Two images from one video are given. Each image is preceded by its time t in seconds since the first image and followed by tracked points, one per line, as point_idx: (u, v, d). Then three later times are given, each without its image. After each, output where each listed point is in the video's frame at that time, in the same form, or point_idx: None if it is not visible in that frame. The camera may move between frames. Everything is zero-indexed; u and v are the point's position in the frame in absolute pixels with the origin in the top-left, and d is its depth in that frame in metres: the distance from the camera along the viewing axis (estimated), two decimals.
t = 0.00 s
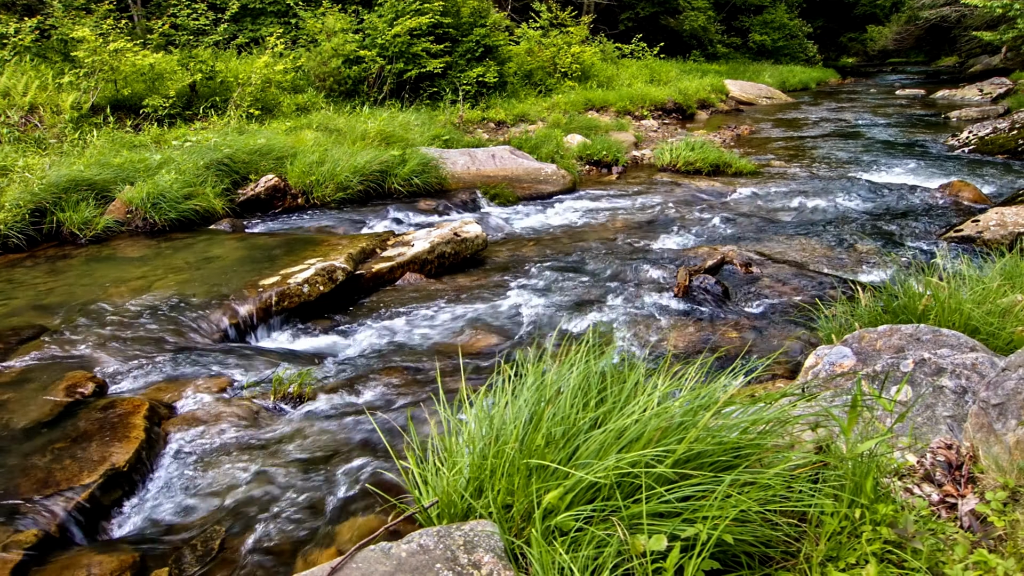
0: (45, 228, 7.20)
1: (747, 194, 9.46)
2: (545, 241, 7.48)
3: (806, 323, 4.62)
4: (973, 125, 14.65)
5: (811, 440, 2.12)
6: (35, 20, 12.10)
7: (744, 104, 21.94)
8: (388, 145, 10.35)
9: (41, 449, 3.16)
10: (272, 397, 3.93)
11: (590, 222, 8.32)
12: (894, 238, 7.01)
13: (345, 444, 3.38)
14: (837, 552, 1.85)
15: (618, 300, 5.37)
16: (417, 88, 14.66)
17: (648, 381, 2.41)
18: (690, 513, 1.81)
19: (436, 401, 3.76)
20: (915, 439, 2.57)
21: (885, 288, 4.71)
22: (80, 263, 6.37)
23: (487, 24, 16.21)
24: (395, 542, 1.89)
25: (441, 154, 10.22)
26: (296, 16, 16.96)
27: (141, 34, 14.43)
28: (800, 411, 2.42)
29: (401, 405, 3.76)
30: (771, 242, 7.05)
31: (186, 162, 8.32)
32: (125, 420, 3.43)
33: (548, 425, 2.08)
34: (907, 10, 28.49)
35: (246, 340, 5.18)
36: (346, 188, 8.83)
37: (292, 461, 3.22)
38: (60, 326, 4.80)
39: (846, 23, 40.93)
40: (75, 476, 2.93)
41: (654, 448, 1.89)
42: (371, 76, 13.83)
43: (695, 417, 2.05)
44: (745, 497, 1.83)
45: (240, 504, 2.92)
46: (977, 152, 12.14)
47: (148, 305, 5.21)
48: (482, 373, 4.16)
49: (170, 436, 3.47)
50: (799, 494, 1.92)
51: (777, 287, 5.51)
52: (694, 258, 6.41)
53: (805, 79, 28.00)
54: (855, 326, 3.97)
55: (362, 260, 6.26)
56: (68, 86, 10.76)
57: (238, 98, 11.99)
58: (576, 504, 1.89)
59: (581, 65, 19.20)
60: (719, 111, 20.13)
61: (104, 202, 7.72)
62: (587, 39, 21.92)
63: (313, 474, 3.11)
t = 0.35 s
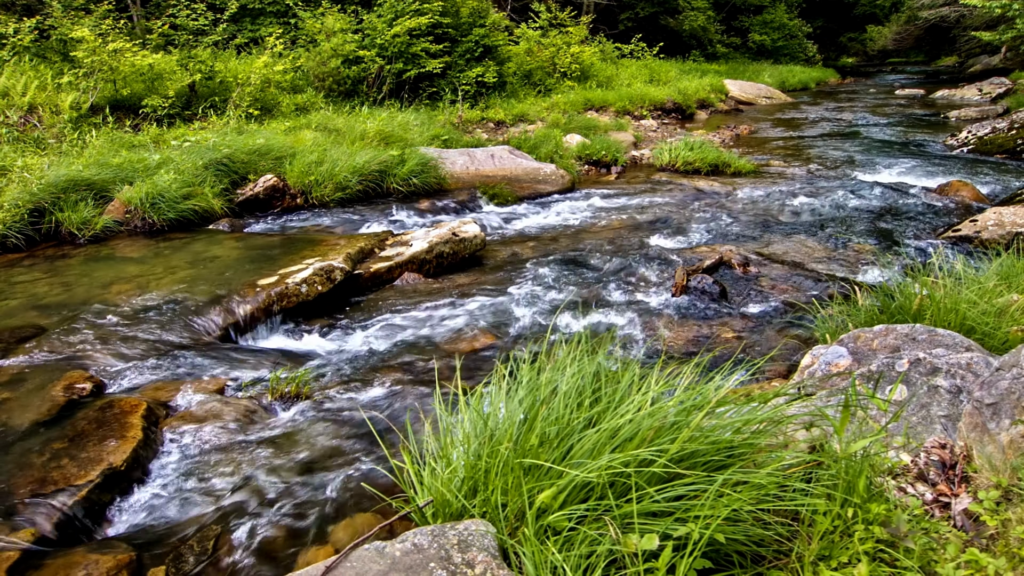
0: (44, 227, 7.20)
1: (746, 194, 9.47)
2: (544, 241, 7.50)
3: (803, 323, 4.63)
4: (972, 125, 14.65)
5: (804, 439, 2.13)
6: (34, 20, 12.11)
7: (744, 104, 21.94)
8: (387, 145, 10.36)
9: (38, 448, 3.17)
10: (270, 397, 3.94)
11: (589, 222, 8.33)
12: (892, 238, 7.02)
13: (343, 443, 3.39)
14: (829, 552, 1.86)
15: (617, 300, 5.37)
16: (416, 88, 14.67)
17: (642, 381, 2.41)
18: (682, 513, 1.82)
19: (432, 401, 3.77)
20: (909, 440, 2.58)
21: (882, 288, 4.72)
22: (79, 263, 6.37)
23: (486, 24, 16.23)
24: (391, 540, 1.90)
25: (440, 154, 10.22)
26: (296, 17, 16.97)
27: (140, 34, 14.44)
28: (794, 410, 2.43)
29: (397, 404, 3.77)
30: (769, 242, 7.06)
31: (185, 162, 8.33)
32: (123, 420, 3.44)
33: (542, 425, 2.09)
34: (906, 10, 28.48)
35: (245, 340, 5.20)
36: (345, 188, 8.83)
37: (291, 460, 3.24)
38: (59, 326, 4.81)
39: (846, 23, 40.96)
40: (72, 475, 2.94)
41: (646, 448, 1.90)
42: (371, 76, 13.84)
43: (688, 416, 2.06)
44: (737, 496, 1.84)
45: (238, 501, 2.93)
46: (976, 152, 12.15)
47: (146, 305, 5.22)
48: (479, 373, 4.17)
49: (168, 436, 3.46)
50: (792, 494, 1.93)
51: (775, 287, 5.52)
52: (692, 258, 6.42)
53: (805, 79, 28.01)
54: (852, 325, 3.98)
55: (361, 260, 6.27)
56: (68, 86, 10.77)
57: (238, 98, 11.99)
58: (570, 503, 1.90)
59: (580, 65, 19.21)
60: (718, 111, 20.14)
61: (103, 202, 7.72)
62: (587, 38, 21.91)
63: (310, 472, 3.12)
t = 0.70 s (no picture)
0: (42, 228, 7.21)
1: (744, 194, 9.48)
2: (542, 241, 7.50)
3: (800, 322, 4.63)
4: (971, 125, 14.65)
5: (797, 439, 2.14)
6: (34, 20, 12.12)
7: (743, 104, 21.94)
8: (386, 145, 10.36)
9: (35, 448, 3.18)
10: (267, 397, 3.94)
11: (587, 222, 8.34)
12: (890, 238, 7.02)
13: (339, 443, 3.39)
14: (821, 550, 1.86)
15: (616, 300, 5.38)
16: (416, 89, 14.68)
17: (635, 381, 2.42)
18: (674, 512, 1.83)
19: (427, 400, 3.77)
20: (904, 439, 2.59)
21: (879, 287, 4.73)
22: (78, 263, 6.38)
23: (486, 24, 16.24)
24: (384, 540, 1.90)
25: (439, 154, 10.23)
26: (295, 17, 16.96)
27: (140, 34, 14.44)
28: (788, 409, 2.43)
29: (393, 404, 3.77)
30: (767, 242, 7.06)
31: (183, 162, 8.33)
32: (121, 419, 3.45)
33: (536, 424, 2.10)
34: (906, 11, 28.50)
35: (243, 340, 5.20)
36: (344, 188, 8.84)
37: (287, 460, 3.24)
38: (57, 326, 4.82)
39: (845, 23, 40.98)
40: (69, 475, 2.95)
41: (639, 447, 1.91)
42: (370, 76, 13.84)
43: (681, 416, 2.07)
44: (729, 495, 1.85)
45: (235, 500, 2.94)
46: (975, 152, 12.16)
47: (144, 305, 5.22)
48: (476, 373, 4.17)
49: (166, 436, 3.47)
50: (784, 494, 1.94)
51: (772, 287, 5.54)
52: (690, 258, 6.42)
53: (805, 79, 28.01)
54: (848, 325, 3.98)
55: (359, 260, 6.27)
56: (67, 85, 10.77)
57: (237, 98, 11.99)
58: (563, 502, 1.91)
59: (580, 65, 19.21)
60: (718, 111, 20.15)
61: (102, 202, 7.73)
62: (587, 38, 21.92)
63: (307, 472, 3.13)
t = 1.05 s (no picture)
0: (41, 228, 7.21)
1: (743, 194, 9.48)
2: (541, 241, 7.51)
3: (796, 322, 4.64)
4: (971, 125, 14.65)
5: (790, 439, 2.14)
6: (33, 20, 12.12)
7: (743, 104, 21.94)
8: (385, 145, 10.37)
9: (33, 448, 3.18)
10: (265, 396, 3.95)
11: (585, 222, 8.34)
12: (888, 238, 7.03)
13: (336, 443, 3.40)
14: (812, 549, 1.87)
15: (613, 300, 5.39)
16: (415, 89, 14.69)
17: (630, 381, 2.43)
18: (666, 511, 1.84)
19: (424, 400, 3.77)
20: (898, 439, 2.59)
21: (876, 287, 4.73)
22: (76, 263, 6.39)
23: (485, 24, 16.25)
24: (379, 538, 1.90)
25: (437, 154, 10.23)
26: (294, 17, 16.95)
27: (139, 34, 14.44)
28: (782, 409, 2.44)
29: (389, 404, 3.77)
30: (765, 242, 7.07)
31: (182, 162, 8.33)
32: (119, 419, 3.46)
33: (530, 424, 2.11)
34: (906, 11, 28.49)
35: (241, 339, 5.21)
36: (342, 188, 8.84)
37: (284, 459, 3.25)
38: (55, 326, 4.82)
39: (845, 23, 41.00)
40: (66, 475, 2.96)
41: (632, 447, 1.92)
42: (369, 76, 13.85)
43: (675, 415, 2.08)
44: (721, 495, 1.86)
45: (232, 498, 2.96)
46: (973, 151, 12.16)
47: (143, 305, 5.23)
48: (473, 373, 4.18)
49: (162, 436, 3.47)
50: (776, 493, 1.95)
51: (770, 286, 5.54)
52: (688, 257, 6.43)
53: (804, 79, 28.01)
54: (844, 325, 3.99)
55: (357, 260, 6.28)
56: (66, 86, 10.77)
57: (236, 98, 11.99)
58: (557, 501, 1.92)
59: (579, 65, 19.21)
60: (717, 111, 20.15)
61: (101, 202, 7.73)
62: (586, 38, 21.91)
63: (303, 471, 3.14)
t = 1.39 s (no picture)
0: (39, 228, 7.22)
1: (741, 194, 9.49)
2: (538, 241, 7.52)
3: (792, 322, 4.65)
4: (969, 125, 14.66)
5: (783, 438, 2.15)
6: (33, 20, 12.12)
7: (742, 104, 21.95)
8: (384, 145, 10.38)
9: (30, 447, 3.19)
10: (261, 396, 3.96)
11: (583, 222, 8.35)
12: (886, 238, 7.04)
13: (331, 442, 3.41)
14: (803, 548, 1.88)
15: (610, 300, 5.39)
16: (414, 89, 14.71)
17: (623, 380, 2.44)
18: (657, 510, 1.86)
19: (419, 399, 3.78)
20: (891, 438, 2.60)
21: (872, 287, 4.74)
22: (75, 263, 6.40)
23: (484, 24, 16.27)
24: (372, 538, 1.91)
25: (436, 154, 10.25)
26: (294, 16, 16.95)
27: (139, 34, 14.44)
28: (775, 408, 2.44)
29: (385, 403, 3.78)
30: (762, 242, 7.08)
31: (180, 162, 8.34)
32: (115, 418, 3.46)
33: (523, 423, 2.11)
34: (905, 11, 28.51)
35: (238, 339, 5.21)
36: (341, 188, 8.85)
37: (279, 458, 3.26)
38: (53, 325, 4.83)
39: (844, 23, 41.02)
40: (62, 474, 2.96)
41: (624, 447, 1.93)
42: (368, 77, 13.86)
43: (666, 415, 2.09)
44: (712, 493, 1.87)
45: (228, 497, 2.97)
46: (971, 151, 12.18)
47: (141, 305, 5.24)
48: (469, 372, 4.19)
49: (159, 435, 3.48)
50: (767, 492, 1.96)
51: (766, 286, 5.55)
52: (685, 257, 6.44)
53: (803, 79, 28.02)
54: (839, 325, 4.00)
55: (355, 260, 6.29)
56: (65, 86, 10.77)
57: (235, 98, 12.00)
58: (548, 500, 1.92)
59: (579, 65, 19.22)
60: (716, 111, 20.16)
61: (99, 202, 7.74)
62: (586, 38, 21.93)
63: (298, 471, 3.15)
